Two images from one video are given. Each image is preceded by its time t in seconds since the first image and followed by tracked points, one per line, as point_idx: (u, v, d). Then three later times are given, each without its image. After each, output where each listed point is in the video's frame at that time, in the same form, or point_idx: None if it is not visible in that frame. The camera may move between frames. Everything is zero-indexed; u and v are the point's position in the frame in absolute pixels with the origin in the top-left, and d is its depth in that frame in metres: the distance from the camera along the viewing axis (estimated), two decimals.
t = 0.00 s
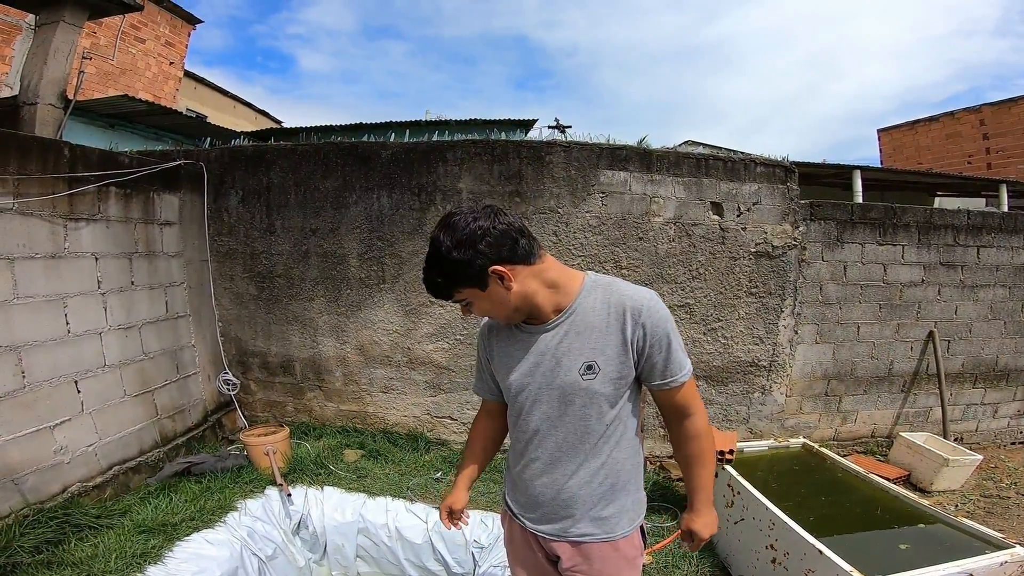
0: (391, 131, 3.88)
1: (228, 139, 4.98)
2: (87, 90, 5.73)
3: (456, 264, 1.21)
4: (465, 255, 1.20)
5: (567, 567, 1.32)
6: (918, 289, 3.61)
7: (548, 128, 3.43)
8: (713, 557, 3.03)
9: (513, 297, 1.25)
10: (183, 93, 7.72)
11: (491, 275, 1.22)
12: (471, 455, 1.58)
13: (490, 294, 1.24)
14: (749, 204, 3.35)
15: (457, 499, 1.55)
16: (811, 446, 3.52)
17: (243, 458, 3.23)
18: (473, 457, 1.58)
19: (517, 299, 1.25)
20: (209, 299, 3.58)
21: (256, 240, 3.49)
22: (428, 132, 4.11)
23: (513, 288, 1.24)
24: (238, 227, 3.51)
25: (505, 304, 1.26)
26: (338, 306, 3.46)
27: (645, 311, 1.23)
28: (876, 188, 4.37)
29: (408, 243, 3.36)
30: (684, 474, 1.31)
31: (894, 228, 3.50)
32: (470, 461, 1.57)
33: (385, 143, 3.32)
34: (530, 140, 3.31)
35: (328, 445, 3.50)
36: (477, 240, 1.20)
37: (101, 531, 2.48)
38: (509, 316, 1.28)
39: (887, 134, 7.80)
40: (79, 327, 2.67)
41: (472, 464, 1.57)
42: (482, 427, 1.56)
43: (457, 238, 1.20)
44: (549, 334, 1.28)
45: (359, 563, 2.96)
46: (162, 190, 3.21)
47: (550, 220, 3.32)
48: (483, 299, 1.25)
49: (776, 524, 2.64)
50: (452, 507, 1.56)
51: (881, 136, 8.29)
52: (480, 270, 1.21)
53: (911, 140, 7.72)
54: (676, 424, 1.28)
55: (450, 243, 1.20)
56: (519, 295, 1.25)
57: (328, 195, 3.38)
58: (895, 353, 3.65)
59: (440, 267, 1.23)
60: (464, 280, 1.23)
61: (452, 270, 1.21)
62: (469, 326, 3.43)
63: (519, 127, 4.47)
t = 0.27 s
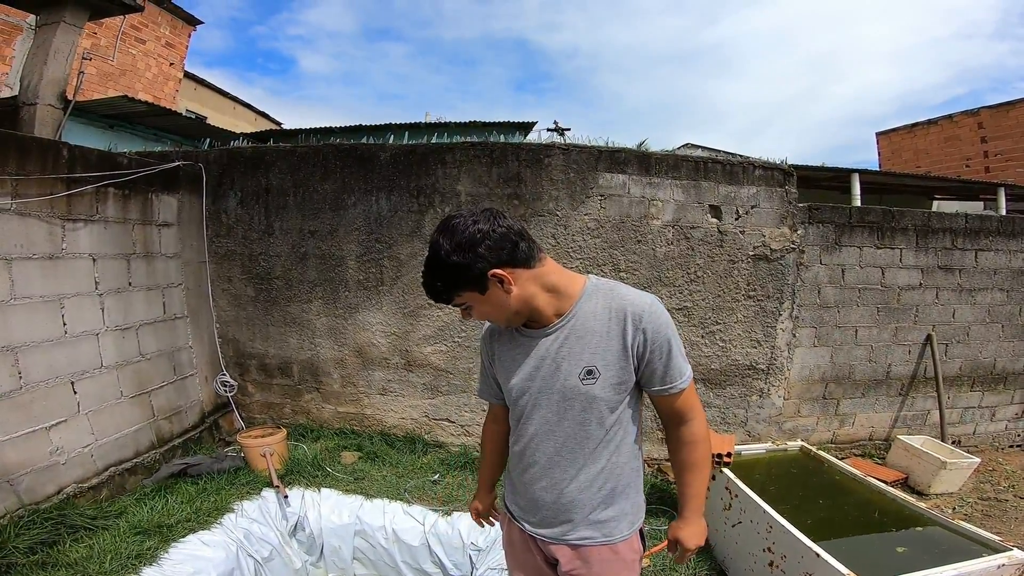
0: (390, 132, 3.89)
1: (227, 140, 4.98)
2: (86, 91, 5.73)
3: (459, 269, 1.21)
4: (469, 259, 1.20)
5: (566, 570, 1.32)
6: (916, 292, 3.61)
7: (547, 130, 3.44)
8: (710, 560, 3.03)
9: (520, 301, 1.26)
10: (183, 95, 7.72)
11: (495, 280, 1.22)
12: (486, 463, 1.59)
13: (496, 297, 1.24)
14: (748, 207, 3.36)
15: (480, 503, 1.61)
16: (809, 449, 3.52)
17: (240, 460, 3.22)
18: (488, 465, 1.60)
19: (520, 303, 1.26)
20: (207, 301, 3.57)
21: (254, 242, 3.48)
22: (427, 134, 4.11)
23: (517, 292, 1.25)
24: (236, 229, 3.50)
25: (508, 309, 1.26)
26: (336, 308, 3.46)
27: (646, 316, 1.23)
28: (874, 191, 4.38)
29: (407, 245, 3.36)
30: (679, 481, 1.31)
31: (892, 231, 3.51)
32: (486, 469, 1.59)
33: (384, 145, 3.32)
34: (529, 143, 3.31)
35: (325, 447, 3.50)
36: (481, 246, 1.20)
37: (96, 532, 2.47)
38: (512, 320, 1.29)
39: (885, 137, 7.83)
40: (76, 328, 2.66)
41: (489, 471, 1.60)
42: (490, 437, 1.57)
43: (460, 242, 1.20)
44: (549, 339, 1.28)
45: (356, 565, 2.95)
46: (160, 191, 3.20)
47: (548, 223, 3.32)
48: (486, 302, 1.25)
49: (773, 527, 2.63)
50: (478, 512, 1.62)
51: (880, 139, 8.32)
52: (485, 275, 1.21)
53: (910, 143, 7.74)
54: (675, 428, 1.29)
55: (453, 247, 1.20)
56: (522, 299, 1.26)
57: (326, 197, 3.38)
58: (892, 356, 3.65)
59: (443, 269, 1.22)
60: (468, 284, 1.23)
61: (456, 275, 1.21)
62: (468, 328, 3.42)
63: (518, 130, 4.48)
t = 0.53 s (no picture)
0: (388, 133, 3.89)
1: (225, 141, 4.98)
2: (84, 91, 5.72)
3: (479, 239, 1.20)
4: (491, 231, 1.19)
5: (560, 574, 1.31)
6: (913, 294, 3.62)
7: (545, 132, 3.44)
8: (707, 562, 3.03)
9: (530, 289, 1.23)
10: (181, 95, 7.71)
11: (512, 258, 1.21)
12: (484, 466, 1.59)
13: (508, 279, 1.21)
14: (745, 209, 3.37)
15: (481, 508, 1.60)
16: (805, 451, 3.52)
17: (235, 461, 3.21)
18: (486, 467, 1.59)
19: (531, 291, 1.23)
20: (203, 302, 3.57)
21: (251, 243, 3.48)
22: (425, 135, 4.11)
23: (530, 277, 1.22)
24: (233, 230, 3.50)
25: (517, 296, 1.22)
26: (333, 309, 3.45)
27: (642, 320, 1.22)
28: (871, 193, 4.39)
29: (404, 246, 3.36)
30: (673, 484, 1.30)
31: (889, 233, 3.52)
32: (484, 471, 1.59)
33: (382, 146, 3.32)
34: (527, 144, 3.32)
35: (321, 448, 3.49)
36: (506, 220, 1.21)
37: (91, 533, 2.47)
38: (518, 311, 1.24)
39: (883, 139, 7.86)
40: (71, 329, 2.65)
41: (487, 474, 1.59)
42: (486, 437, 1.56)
43: (486, 213, 1.20)
44: (546, 340, 1.28)
45: (353, 567, 2.96)
46: (157, 192, 3.20)
47: (546, 224, 3.32)
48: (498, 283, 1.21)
49: (770, 529, 2.63)
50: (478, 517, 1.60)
51: (877, 141, 8.34)
52: (504, 250, 1.21)
53: (907, 145, 7.77)
54: (670, 432, 1.28)
55: (477, 217, 1.20)
56: (533, 288, 1.23)
57: (323, 198, 3.37)
58: (889, 358, 3.66)
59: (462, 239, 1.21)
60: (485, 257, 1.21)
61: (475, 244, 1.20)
62: (465, 329, 3.42)
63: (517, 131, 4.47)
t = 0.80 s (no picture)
0: (379, 134, 3.88)
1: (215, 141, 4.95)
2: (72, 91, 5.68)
3: (524, 208, 1.21)
4: (538, 206, 1.21)
5: None
6: (901, 295, 3.64)
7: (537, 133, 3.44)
8: (699, 562, 3.04)
9: (556, 276, 1.22)
10: (172, 95, 7.67)
11: (548, 240, 1.22)
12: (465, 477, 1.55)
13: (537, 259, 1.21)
14: (735, 210, 3.38)
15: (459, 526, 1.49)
16: (795, 451, 3.54)
17: (224, 463, 3.19)
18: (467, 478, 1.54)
19: (556, 278, 1.23)
20: (191, 303, 3.55)
21: (240, 243, 3.46)
22: (416, 135, 4.11)
23: (560, 264, 1.23)
24: (222, 230, 3.48)
25: (541, 279, 1.21)
26: (324, 310, 3.44)
27: (653, 329, 1.24)
28: (861, 194, 4.42)
29: (395, 247, 3.35)
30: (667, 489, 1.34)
31: (877, 234, 3.54)
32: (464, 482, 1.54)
33: (373, 146, 3.31)
34: (518, 145, 3.32)
35: (312, 450, 3.48)
36: (553, 202, 1.23)
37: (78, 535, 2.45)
38: (536, 297, 1.22)
39: (872, 141, 7.91)
40: (57, 330, 2.63)
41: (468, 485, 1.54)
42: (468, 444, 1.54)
43: (538, 187, 1.22)
44: (553, 345, 1.28)
45: (344, 569, 2.92)
46: (144, 192, 3.18)
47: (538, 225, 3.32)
48: (529, 258, 1.21)
49: (760, 530, 2.64)
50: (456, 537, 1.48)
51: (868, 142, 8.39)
52: (545, 229, 1.22)
53: (897, 147, 7.83)
54: (666, 438, 1.32)
55: (528, 189, 1.22)
56: (557, 277, 1.23)
57: (314, 199, 3.36)
58: (877, 359, 3.68)
59: (507, 204, 1.22)
60: (524, 229, 1.22)
61: (519, 212, 1.21)
62: (456, 331, 3.42)
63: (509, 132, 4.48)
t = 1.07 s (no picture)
0: (361, 137, 3.87)
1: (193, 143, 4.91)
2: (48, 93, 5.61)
3: (571, 198, 1.17)
4: (586, 199, 1.18)
5: None
6: (878, 295, 3.69)
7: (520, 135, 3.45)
8: (684, 561, 3.06)
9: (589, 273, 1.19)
10: (151, 97, 7.61)
11: (588, 236, 1.19)
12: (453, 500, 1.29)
13: (577, 253, 1.17)
14: (716, 212, 3.41)
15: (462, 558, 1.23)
16: (778, 450, 3.57)
17: (206, 469, 3.16)
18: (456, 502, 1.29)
19: (590, 276, 1.19)
20: (169, 309, 3.52)
21: (220, 248, 3.44)
22: (399, 138, 4.11)
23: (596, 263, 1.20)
24: (202, 234, 3.46)
25: (575, 275, 1.17)
26: (306, 314, 3.43)
27: (665, 335, 1.26)
28: (839, 195, 4.49)
29: (378, 251, 3.35)
30: (658, 492, 1.39)
31: (854, 235, 3.59)
32: (456, 508, 1.28)
33: (355, 150, 3.30)
34: (500, 148, 3.33)
35: (296, 455, 3.45)
36: (599, 198, 1.21)
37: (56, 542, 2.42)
38: (568, 293, 1.17)
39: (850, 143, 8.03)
40: (31, 337, 2.60)
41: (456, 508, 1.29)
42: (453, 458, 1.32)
43: (587, 181, 1.19)
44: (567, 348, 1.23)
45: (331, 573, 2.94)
46: (120, 196, 3.15)
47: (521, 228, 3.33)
48: (570, 250, 1.16)
49: (745, 529, 2.66)
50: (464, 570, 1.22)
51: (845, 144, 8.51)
52: (589, 223, 1.19)
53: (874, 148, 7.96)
54: (660, 445, 1.37)
55: (576, 180, 1.19)
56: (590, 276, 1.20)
57: (295, 203, 3.35)
58: (857, 358, 3.73)
59: (554, 190, 1.17)
60: (569, 220, 1.17)
61: (568, 201, 1.17)
62: (440, 334, 3.42)
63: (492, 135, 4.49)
